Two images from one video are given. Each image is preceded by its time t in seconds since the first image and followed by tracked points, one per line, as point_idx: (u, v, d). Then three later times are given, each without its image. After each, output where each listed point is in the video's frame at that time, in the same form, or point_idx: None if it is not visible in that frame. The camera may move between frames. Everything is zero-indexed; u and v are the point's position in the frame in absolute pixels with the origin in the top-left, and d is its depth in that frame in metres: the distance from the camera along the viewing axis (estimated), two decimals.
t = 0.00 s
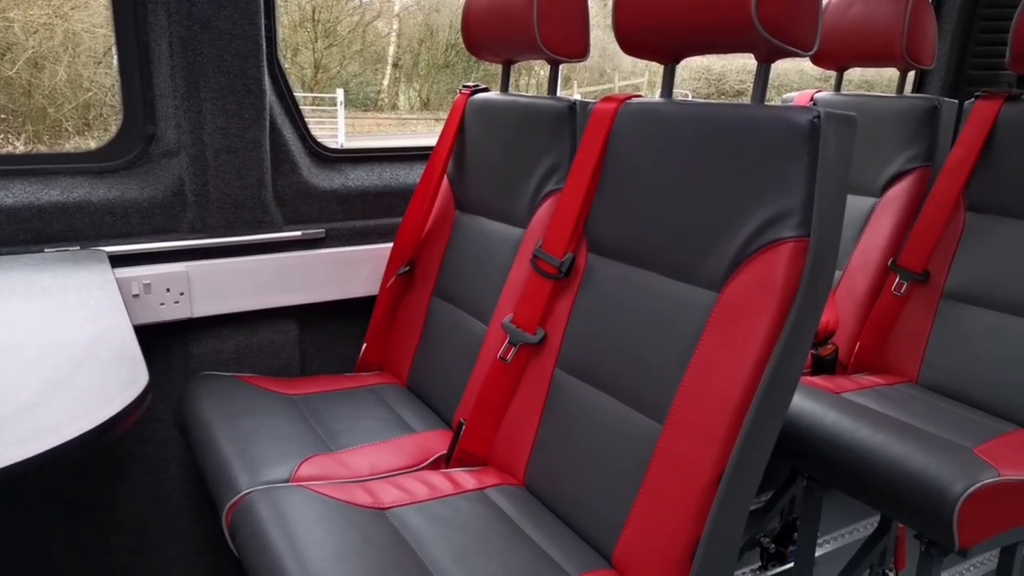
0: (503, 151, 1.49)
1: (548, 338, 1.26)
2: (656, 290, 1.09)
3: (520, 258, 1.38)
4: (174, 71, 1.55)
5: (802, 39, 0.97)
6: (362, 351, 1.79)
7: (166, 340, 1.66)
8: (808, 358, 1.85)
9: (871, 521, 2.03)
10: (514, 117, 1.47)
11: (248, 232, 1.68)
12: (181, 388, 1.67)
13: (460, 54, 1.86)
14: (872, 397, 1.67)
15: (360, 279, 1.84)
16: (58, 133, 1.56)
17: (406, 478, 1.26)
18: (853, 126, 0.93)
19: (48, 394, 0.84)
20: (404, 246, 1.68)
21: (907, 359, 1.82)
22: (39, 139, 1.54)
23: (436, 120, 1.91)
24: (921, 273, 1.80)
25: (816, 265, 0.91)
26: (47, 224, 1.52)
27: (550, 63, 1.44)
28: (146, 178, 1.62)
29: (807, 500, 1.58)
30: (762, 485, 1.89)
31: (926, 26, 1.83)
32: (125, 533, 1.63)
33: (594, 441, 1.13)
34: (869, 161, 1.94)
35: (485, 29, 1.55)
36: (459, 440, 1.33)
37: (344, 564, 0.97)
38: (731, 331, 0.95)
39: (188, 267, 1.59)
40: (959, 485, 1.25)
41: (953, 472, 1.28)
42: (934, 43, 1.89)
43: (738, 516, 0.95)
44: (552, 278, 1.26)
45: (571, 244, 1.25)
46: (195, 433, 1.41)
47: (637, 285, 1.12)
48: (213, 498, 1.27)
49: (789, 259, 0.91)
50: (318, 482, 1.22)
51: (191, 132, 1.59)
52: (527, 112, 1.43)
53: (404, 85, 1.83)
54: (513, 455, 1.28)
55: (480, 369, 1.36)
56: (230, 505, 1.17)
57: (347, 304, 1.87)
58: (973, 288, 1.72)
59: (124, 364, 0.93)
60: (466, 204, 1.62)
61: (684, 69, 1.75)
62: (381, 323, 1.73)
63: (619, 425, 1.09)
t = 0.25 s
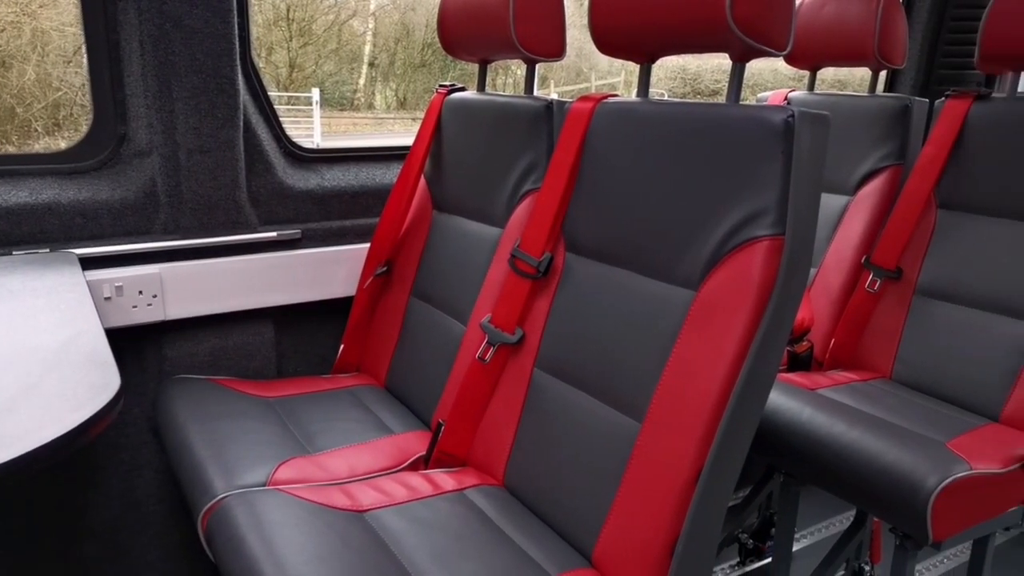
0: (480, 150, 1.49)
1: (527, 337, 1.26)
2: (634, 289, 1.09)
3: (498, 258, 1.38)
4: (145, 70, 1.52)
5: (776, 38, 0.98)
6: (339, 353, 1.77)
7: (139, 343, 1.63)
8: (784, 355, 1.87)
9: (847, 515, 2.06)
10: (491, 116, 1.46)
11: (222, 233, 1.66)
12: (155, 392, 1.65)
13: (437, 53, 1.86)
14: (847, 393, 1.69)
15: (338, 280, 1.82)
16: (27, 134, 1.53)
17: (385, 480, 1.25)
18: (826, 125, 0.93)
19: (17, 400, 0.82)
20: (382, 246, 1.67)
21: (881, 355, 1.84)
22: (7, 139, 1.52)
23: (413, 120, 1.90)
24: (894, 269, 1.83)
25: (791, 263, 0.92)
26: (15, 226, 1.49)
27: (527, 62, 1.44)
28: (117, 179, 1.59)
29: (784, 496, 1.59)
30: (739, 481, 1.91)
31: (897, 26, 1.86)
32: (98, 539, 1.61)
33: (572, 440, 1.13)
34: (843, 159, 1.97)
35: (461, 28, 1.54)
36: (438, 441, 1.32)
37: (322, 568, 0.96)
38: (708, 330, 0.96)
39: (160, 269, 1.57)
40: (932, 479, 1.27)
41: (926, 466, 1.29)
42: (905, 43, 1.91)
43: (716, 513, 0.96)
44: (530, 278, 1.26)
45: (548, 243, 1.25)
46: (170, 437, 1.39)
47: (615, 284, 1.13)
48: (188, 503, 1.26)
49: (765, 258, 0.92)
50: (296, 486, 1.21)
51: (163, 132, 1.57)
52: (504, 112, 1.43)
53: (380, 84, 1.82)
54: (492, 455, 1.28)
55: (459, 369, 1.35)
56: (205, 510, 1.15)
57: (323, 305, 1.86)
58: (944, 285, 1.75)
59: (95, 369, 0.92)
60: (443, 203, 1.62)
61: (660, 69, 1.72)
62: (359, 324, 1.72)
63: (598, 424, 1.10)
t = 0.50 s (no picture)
0: (454, 149, 1.48)
1: (502, 337, 1.26)
2: (609, 288, 1.09)
3: (473, 258, 1.38)
4: (111, 68, 1.50)
5: (746, 38, 0.98)
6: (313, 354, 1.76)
7: (107, 347, 1.60)
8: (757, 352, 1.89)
9: (820, 509, 2.09)
10: (464, 115, 1.46)
11: (192, 235, 1.64)
12: (124, 396, 1.62)
13: (410, 52, 1.84)
14: (819, 389, 1.71)
15: (311, 281, 1.80)
16: None
17: (360, 482, 1.24)
18: (797, 123, 0.94)
19: None
20: (355, 246, 1.66)
21: (851, 351, 1.87)
22: None
23: (387, 119, 1.88)
24: (864, 266, 1.85)
25: (764, 261, 0.93)
26: None
27: (500, 61, 1.44)
28: (83, 180, 1.56)
29: (758, 491, 1.61)
30: (714, 477, 1.92)
31: (864, 25, 1.88)
32: (66, 547, 1.58)
33: (548, 440, 1.13)
34: (813, 157, 1.99)
35: (433, 27, 1.53)
36: (414, 442, 1.32)
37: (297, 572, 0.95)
38: (682, 328, 0.96)
39: (128, 271, 1.54)
40: (903, 473, 1.29)
41: (897, 460, 1.31)
42: (873, 43, 1.94)
43: (692, 510, 0.96)
44: (506, 277, 1.25)
45: (523, 243, 1.24)
46: (140, 442, 1.37)
47: (589, 283, 1.13)
48: (159, 509, 1.23)
49: (738, 256, 0.93)
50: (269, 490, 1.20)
51: (130, 132, 1.54)
52: (478, 111, 1.42)
53: (353, 83, 1.80)
54: (468, 455, 1.28)
55: (434, 370, 1.35)
56: (177, 516, 1.13)
57: (296, 306, 1.84)
58: (913, 281, 1.78)
59: (62, 374, 0.90)
60: (417, 203, 1.61)
61: (632, 67, 1.71)
62: (332, 325, 1.70)
63: (574, 423, 1.10)
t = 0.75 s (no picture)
0: (431, 149, 1.47)
1: (481, 337, 1.25)
2: (587, 287, 1.09)
3: (451, 258, 1.37)
4: (80, 67, 1.47)
5: (722, 37, 0.99)
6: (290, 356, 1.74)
7: (78, 350, 1.57)
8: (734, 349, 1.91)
9: (797, 504, 2.11)
10: (441, 115, 1.45)
11: (165, 236, 1.62)
12: (96, 400, 1.59)
13: (386, 51, 1.83)
14: (795, 385, 1.73)
15: (287, 282, 1.79)
16: None
17: (339, 485, 1.23)
18: (772, 122, 0.95)
19: None
20: (332, 246, 1.64)
21: (827, 347, 1.89)
22: None
23: (363, 118, 1.86)
24: (838, 264, 1.87)
25: (740, 259, 0.93)
26: None
27: (476, 60, 1.43)
28: (53, 181, 1.53)
29: (736, 487, 1.62)
30: (693, 474, 1.94)
31: (837, 26, 1.91)
32: (37, 554, 1.55)
33: (528, 439, 1.13)
34: (788, 156, 2.01)
35: (409, 26, 1.53)
36: (393, 443, 1.31)
37: None
38: (660, 327, 0.96)
39: (100, 273, 1.51)
40: (878, 467, 1.30)
41: (872, 455, 1.33)
42: (845, 42, 1.96)
43: (671, 508, 0.97)
44: (484, 277, 1.25)
45: (501, 242, 1.24)
46: (113, 447, 1.34)
47: (567, 282, 1.13)
48: (133, 515, 1.21)
49: (714, 254, 0.93)
50: (245, 494, 1.18)
51: (100, 131, 1.52)
52: (454, 110, 1.42)
53: (329, 82, 1.79)
54: (448, 456, 1.27)
55: (413, 370, 1.34)
56: (151, 521, 1.12)
57: (273, 308, 1.82)
58: (886, 278, 1.80)
59: (31, 378, 0.88)
60: (394, 203, 1.60)
61: (608, 67, 1.72)
62: (309, 326, 1.69)
63: (553, 422, 1.10)
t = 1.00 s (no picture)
0: (404, 148, 1.47)
1: (456, 337, 1.25)
2: (562, 286, 1.09)
3: (425, 257, 1.36)
4: (43, 65, 1.44)
5: (693, 36, 1.00)
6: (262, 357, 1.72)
7: (44, 354, 1.54)
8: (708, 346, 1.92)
9: (771, 498, 2.13)
10: (414, 114, 1.44)
11: (132, 237, 1.59)
12: (63, 405, 1.56)
13: (358, 49, 1.81)
14: (768, 381, 1.75)
15: (259, 282, 1.77)
16: None
17: (313, 488, 1.22)
18: (744, 121, 0.96)
19: None
20: (304, 246, 1.63)
21: (798, 343, 1.91)
22: None
23: (336, 118, 1.83)
24: (809, 260, 1.89)
25: (714, 257, 0.94)
26: None
27: (449, 59, 1.43)
28: (14, 182, 1.47)
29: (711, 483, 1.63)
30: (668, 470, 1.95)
31: (807, 25, 1.93)
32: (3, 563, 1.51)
33: (504, 439, 1.12)
34: (759, 154, 2.03)
35: (380, 24, 1.51)
36: (368, 444, 1.30)
37: None
38: (635, 325, 0.97)
39: (66, 276, 1.48)
40: (849, 461, 1.32)
41: (844, 449, 1.35)
42: (814, 42, 1.99)
43: (647, 506, 0.97)
44: (458, 276, 1.24)
45: (476, 241, 1.24)
46: (80, 453, 1.32)
47: (542, 281, 1.13)
48: (102, 521, 1.19)
49: (688, 252, 0.94)
50: (218, 498, 1.17)
51: (65, 131, 1.48)
52: (427, 109, 1.41)
53: (300, 81, 1.76)
54: (424, 456, 1.26)
55: (388, 371, 1.33)
56: (121, 528, 1.10)
57: (244, 309, 1.80)
58: (856, 274, 1.83)
59: None
60: (368, 202, 1.58)
61: (581, 66, 1.72)
62: (282, 327, 1.67)
63: (529, 421, 1.09)
